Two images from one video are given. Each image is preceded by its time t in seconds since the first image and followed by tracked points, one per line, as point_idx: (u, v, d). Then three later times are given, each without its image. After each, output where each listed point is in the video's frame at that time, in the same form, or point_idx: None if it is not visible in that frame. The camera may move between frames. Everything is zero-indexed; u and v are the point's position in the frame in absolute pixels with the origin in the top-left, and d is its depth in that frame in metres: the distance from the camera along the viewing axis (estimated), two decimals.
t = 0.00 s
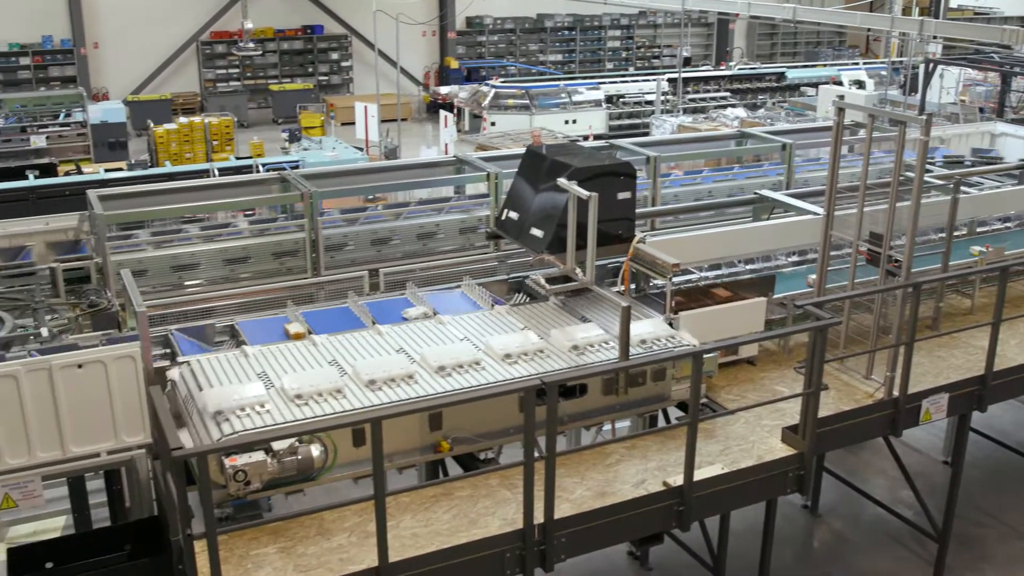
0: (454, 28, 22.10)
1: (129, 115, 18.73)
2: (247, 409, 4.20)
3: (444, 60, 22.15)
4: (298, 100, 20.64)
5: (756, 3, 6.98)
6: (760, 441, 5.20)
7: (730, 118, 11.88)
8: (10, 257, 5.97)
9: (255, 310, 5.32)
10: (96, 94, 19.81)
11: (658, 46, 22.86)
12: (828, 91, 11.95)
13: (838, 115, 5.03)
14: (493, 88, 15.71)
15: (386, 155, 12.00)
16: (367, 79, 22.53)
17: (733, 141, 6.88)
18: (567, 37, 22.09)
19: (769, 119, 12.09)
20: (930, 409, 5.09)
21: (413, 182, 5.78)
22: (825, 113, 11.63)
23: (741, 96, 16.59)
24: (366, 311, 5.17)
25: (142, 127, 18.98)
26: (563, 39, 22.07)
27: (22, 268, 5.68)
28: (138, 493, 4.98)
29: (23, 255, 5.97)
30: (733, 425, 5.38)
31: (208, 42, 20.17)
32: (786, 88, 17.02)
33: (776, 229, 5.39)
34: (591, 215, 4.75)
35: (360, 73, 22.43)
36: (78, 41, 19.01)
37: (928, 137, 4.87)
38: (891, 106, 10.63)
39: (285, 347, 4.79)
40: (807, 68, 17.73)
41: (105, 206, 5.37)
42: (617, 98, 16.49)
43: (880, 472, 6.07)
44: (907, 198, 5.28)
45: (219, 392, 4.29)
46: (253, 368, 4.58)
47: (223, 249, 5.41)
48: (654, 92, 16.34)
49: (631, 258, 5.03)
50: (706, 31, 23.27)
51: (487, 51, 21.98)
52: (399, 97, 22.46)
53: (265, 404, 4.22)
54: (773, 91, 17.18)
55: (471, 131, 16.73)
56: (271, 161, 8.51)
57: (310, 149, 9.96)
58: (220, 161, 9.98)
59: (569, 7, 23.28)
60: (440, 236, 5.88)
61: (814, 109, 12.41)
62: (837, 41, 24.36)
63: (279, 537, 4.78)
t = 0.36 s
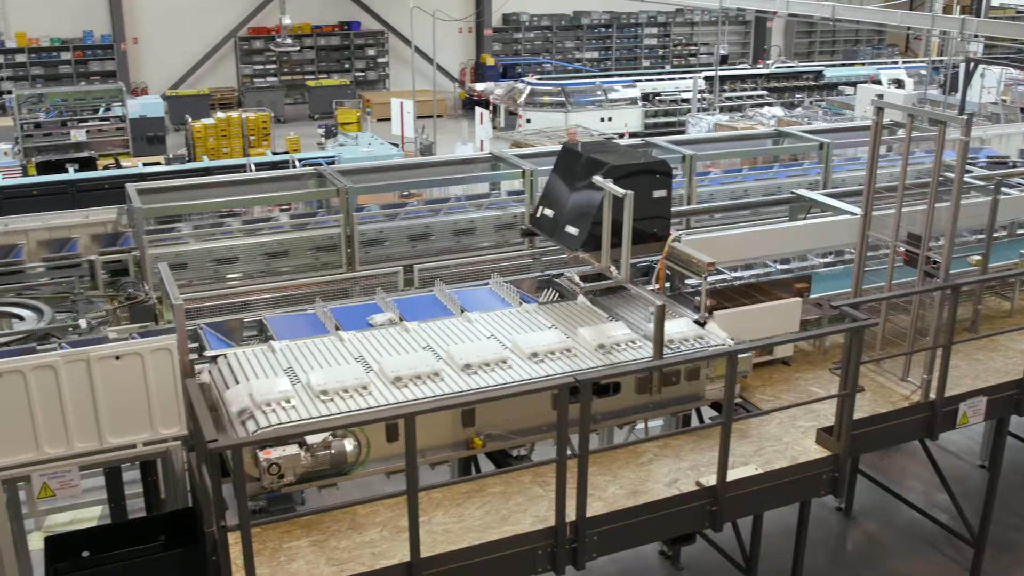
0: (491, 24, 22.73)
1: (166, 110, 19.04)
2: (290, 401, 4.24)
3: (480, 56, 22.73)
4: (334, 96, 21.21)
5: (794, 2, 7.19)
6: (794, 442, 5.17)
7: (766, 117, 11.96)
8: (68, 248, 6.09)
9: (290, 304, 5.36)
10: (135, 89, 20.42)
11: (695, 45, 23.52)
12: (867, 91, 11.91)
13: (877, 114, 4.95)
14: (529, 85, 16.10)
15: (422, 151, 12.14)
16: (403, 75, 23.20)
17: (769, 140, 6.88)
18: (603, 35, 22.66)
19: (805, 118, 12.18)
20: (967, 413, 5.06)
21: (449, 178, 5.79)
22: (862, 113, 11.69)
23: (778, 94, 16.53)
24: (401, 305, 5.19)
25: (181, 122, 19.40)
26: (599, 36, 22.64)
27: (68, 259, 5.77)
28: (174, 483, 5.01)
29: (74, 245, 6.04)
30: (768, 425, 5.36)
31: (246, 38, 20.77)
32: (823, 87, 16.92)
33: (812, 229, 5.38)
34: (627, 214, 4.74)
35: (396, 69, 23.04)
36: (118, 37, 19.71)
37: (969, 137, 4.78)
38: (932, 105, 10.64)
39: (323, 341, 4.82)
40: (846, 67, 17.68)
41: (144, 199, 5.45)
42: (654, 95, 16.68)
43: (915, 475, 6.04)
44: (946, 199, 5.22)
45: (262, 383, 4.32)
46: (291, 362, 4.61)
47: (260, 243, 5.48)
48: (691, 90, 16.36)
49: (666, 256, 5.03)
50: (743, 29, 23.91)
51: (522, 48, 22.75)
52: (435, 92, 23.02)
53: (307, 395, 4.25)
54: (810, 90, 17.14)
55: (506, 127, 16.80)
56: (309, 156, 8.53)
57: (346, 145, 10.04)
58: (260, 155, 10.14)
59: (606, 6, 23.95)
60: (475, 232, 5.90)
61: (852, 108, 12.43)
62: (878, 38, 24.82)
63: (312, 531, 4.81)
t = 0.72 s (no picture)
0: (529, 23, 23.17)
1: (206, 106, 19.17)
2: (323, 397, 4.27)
3: (517, 54, 23.15)
4: (371, 92, 21.64)
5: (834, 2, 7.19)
6: (829, 445, 5.13)
7: (804, 117, 11.97)
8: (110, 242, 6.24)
9: (326, 300, 5.41)
10: (175, 84, 20.90)
11: (734, 44, 24.09)
12: (908, 91, 11.86)
13: (917, 115, 4.89)
14: (565, 83, 16.28)
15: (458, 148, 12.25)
16: (440, 72, 23.66)
17: (807, 140, 6.90)
18: (641, 33, 23.15)
19: (845, 118, 12.16)
20: (1006, 418, 5.09)
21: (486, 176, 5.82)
22: (901, 114, 11.69)
23: (817, 94, 16.42)
24: (433, 302, 5.20)
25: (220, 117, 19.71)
26: (637, 35, 23.12)
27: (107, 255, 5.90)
28: (209, 476, 5.02)
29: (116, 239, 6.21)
30: (803, 427, 5.34)
31: (286, 35, 21.43)
32: (863, 87, 16.78)
33: (850, 231, 5.35)
34: (663, 213, 4.73)
35: (434, 66, 23.50)
36: (158, 33, 20.25)
37: (1010, 138, 4.71)
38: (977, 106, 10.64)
39: (356, 337, 4.85)
40: (887, 67, 17.49)
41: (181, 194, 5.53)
42: (691, 94, 16.55)
43: (951, 480, 6.00)
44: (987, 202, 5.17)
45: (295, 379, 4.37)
46: (325, 357, 4.65)
47: (297, 239, 5.52)
48: (729, 89, 16.27)
49: (702, 257, 5.02)
50: (782, 28, 24.30)
51: (559, 46, 23.11)
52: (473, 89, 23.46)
53: (340, 391, 4.28)
54: (848, 90, 16.93)
55: (542, 124, 17.37)
56: (345, 152, 8.62)
57: (383, 143, 10.14)
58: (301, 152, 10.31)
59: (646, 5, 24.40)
60: (511, 230, 5.91)
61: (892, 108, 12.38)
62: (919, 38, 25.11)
63: (345, 525, 4.83)
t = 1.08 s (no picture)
0: (562, 22, 23.09)
1: (240, 104, 19.69)
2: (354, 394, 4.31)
3: (551, 53, 23.23)
4: (405, 91, 21.37)
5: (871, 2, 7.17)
6: (862, 449, 5.09)
7: (840, 117, 11.94)
8: (141, 237, 6.24)
9: (357, 297, 5.44)
10: (209, 81, 21.35)
11: (769, 45, 23.95)
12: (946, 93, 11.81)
13: (954, 117, 4.85)
14: (599, 82, 16.31)
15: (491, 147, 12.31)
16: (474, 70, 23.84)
17: (843, 141, 6.87)
18: (675, 32, 23.13)
19: (880, 119, 12.09)
20: None
21: (519, 175, 5.91)
22: (938, 115, 11.62)
23: (852, 95, 16.28)
24: (462, 301, 5.23)
25: (254, 114, 19.99)
26: (671, 34, 23.11)
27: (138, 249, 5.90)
28: (239, 470, 5.07)
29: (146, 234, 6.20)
30: (835, 430, 5.31)
31: (320, 33, 21.65)
32: (899, 87, 16.59)
33: (884, 233, 5.32)
34: (696, 213, 4.72)
35: (468, 65, 23.63)
36: (194, 31, 20.50)
37: None
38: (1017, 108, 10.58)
39: (387, 335, 4.89)
40: (923, 68, 17.34)
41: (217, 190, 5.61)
42: (725, 94, 16.59)
43: (984, 486, 5.96)
44: None
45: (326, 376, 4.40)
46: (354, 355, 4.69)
47: (331, 235, 5.60)
48: (763, 90, 16.31)
49: (735, 257, 5.01)
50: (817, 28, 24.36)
51: (593, 45, 23.11)
52: (506, 88, 23.56)
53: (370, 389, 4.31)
54: (885, 90, 16.82)
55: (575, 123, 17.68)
56: (378, 150, 8.74)
57: (416, 140, 10.20)
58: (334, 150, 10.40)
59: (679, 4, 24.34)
60: (543, 229, 5.99)
61: (928, 109, 12.34)
62: (957, 38, 24.92)
63: (374, 522, 4.84)
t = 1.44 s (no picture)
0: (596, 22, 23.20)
1: (274, 101, 19.88)
2: (387, 391, 4.33)
3: (585, 52, 23.25)
4: (438, 89, 21.74)
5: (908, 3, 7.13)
6: (896, 453, 5.05)
7: (876, 119, 11.91)
8: (178, 233, 6.34)
9: (389, 295, 5.45)
10: (244, 79, 21.63)
11: (804, 45, 23.81)
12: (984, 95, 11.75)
13: (993, 119, 4.78)
14: (633, 82, 16.33)
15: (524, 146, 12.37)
16: (507, 69, 23.90)
17: (879, 143, 6.87)
18: (709, 33, 23.15)
19: (917, 121, 12.02)
20: None
21: (552, 175, 5.99)
22: (975, 117, 11.56)
23: (888, 95, 16.16)
24: (495, 300, 5.26)
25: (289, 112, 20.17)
26: (706, 34, 23.14)
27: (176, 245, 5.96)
28: (271, 466, 5.06)
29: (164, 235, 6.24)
30: (868, 434, 5.28)
31: (354, 32, 21.77)
32: (937, 89, 16.43)
33: (920, 236, 5.27)
34: (729, 214, 4.68)
35: (502, 64, 23.72)
36: (230, 29, 20.78)
37: None
38: None
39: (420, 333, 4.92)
40: (960, 69, 17.21)
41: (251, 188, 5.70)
42: (760, 95, 16.57)
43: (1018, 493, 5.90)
44: None
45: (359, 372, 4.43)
46: (388, 352, 4.71)
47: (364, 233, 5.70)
48: (798, 90, 16.29)
49: (768, 259, 4.99)
50: (853, 29, 24.28)
51: (627, 45, 23.29)
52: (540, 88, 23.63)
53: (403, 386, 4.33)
54: (922, 92, 16.73)
55: (609, 124, 17.76)
56: (412, 149, 8.83)
57: (450, 139, 10.27)
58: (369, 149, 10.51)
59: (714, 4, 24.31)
60: (576, 229, 6.05)
61: (967, 111, 12.27)
62: (996, 39, 24.66)
63: (404, 520, 4.85)
